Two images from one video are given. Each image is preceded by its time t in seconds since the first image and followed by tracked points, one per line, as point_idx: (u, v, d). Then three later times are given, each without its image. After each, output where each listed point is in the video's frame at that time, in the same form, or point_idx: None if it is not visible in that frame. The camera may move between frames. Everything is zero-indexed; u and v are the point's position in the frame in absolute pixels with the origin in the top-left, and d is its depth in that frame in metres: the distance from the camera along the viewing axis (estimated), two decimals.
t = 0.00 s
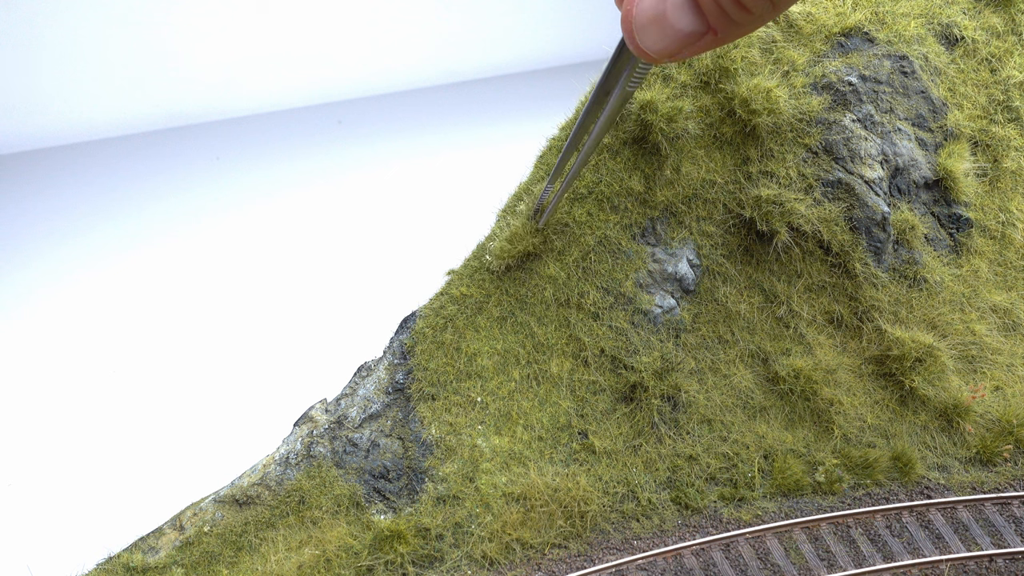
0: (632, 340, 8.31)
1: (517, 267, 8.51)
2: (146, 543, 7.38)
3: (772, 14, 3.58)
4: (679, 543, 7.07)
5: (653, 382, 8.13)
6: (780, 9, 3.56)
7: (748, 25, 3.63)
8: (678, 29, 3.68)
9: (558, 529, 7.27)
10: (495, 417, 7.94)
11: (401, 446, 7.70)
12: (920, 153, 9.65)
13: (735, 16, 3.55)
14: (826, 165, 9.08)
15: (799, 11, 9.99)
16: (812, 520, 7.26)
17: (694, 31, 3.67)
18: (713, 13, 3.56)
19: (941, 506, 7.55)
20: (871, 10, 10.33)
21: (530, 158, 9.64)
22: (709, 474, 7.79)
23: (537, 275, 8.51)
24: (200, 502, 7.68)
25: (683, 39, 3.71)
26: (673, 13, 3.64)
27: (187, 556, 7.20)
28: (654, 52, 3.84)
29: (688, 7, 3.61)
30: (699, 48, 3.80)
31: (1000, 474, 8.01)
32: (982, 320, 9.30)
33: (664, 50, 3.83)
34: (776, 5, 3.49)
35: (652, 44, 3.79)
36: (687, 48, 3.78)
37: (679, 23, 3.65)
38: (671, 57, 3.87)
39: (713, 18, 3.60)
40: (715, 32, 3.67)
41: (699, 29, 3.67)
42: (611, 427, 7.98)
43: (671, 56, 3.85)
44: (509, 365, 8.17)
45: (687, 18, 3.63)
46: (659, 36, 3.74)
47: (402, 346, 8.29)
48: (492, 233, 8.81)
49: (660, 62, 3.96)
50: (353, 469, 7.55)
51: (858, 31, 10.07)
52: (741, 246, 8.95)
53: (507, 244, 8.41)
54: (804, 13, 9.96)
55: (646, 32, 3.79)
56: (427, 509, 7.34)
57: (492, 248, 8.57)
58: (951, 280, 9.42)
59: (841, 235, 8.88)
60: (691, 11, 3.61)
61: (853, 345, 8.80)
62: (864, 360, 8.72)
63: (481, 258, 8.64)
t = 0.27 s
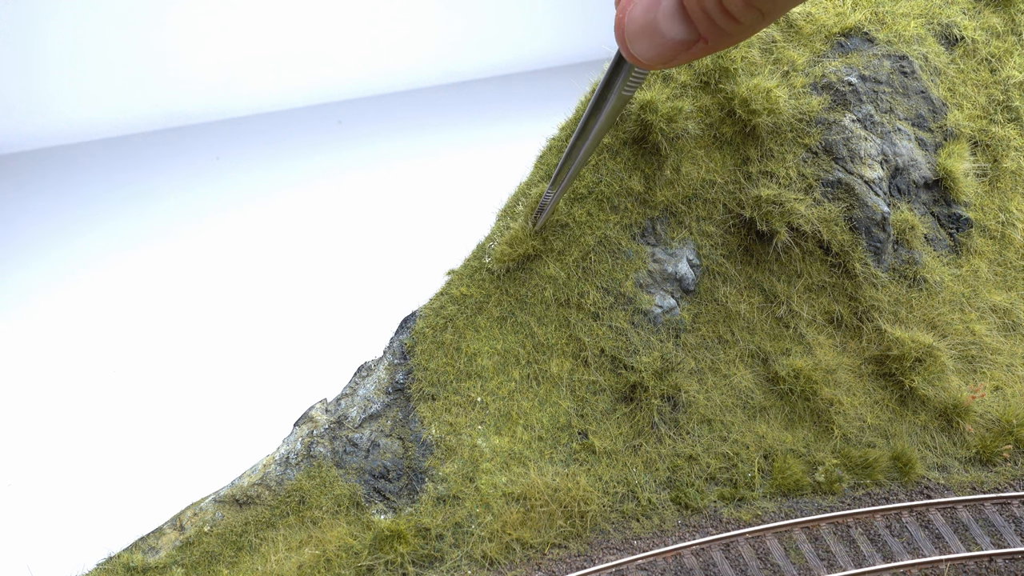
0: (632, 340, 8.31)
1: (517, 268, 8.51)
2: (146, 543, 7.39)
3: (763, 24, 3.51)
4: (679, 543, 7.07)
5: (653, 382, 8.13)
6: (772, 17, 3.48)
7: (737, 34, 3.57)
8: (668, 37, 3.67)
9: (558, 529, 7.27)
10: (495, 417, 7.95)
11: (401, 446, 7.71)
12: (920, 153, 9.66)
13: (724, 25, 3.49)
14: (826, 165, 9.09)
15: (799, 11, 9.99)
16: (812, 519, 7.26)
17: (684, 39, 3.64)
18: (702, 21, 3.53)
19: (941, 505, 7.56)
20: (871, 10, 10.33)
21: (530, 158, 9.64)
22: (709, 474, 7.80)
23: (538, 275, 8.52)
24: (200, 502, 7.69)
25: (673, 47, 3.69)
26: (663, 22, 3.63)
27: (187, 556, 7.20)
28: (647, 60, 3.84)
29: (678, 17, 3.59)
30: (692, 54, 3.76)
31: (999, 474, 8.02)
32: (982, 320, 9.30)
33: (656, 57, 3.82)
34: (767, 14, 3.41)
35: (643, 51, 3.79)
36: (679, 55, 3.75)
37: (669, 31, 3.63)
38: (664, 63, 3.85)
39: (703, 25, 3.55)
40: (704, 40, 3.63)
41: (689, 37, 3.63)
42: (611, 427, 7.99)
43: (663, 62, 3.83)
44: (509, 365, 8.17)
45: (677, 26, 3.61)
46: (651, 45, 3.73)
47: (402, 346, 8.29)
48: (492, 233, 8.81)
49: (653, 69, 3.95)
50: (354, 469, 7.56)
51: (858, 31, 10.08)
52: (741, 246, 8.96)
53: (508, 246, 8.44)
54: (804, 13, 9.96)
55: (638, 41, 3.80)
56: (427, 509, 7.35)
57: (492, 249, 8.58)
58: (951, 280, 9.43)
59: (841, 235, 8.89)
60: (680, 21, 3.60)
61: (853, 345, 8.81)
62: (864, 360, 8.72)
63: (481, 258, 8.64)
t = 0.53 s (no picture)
0: (632, 340, 8.32)
1: (517, 268, 8.51)
2: (146, 543, 7.38)
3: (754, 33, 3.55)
4: (679, 543, 7.07)
5: (653, 382, 8.14)
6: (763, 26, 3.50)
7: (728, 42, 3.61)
8: (659, 48, 3.72)
9: (558, 529, 7.27)
10: (496, 417, 7.95)
11: (402, 446, 7.71)
12: (920, 153, 9.66)
13: (714, 37, 3.55)
14: (825, 165, 9.09)
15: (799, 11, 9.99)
16: (812, 519, 7.27)
17: (677, 51, 3.69)
18: (691, 33, 3.57)
19: (941, 505, 7.56)
20: (871, 10, 10.34)
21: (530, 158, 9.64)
22: (709, 474, 7.80)
23: (538, 275, 8.52)
24: (200, 502, 7.69)
25: (665, 58, 3.74)
26: (654, 35, 3.70)
27: (187, 556, 7.20)
28: (643, 70, 3.93)
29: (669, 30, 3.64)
30: (686, 63, 3.78)
31: (999, 474, 8.02)
32: (982, 320, 9.30)
33: (650, 65, 3.88)
34: (756, 24, 3.46)
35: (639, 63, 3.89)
36: (673, 65, 3.81)
37: (661, 43, 3.69)
38: (658, 70, 3.90)
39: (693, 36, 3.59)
40: (697, 51, 3.67)
41: (682, 48, 3.66)
42: (611, 427, 7.99)
43: (657, 70, 3.88)
44: (509, 365, 8.18)
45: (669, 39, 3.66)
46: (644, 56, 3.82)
47: (402, 346, 8.29)
48: (492, 233, 8.82)
49: (648, 76, 4.00)
50: (354, 469, 7.56)
51: (858, 31, 10.08)
52: (741, 246, 8.96)
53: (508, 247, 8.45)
54: (804, 13, 9.97)
55: (632, 52, 3.88)
56: (427, 509, 7.35)
57: (492, 249, 8.59)
58: (951, 280, 9.43)
59: (841, 235, 8.89)
60: (671, 33, 3.64)
61: (853, 345, 8.81)
62: (864, 359, 8.73)
63: (481, 257, 8.65)
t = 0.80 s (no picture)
0: (632, 340, 8.31)
1: (517, 268, 8.50)
2: (146, 543, 7.38)
3: (799, 25, 3.49)
4: (679, 543, 7.07)
5: (654, 382, 8.13)
6: (806, 18, 3.47)
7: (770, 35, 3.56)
8: (699, 37, 3.59)
9: (558, 529, 7.27)
10: (495, 417, 7.94)
11: (401, 446, 7.70)
12: (920, 153, 9.65)
13: (758, 27, 3.49)
14: (826, 165, 9.08)
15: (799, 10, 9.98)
16: (812, 520, 7.26)
17: (718, 40, 3.60)
18: (735, 21, 3.50)
19: (941, 505, 7.55)
20: (871, 10, 10.33)
21: (530, 158, 9.65)
22: (709, 474, 7.79)
23: (537, 275, 8.51)
24: (200, 502, 7.68)
25: (705, 47, 3.61)
26: (695, 22, 3.56)
27: (187, 556, 7.20)
28: (679, 61, 3.75)
29: (710, 18, 3.54)
30: (722, 55, 3.74)
31: (1000, 474, 8.01)
32: (982, 320, 9.30)
33: (686, 57, 3.72)
34: (799, 16, 3.41)
35: (675, 50, 3.67)
36: (710, 57, 3.73)
37: (700, 31, 3.56)
38: (694, 64, 3.79)
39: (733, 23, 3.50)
40: (736, 41, 3.62)
41: (722, 36, 3.59)
42: (611, 427, 7.98)
43: (694, 63, 3.77)
44: (509, 365, 8.17)
45: (708, 27, 3.55)
46: (682, 45, 3.64)
47: (402, 346, 8.28)
48: (491, 233, 8.82)
49: (683, 69, 3.88)
50: (353, 469, 7.55)
51: (858, 31, 10.08)
52: (741, 246, 8.96)
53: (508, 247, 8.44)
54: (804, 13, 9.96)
55: (668, 40, 3.70)
56: (427, 509, 7.34)
57: (492, 249, 8.59)
58: (951, 280, 9.43)
59: (841, 235, 8.88)
60: (713, 21, 3.55)
61: (853, 345, 8.80)
62: (864, 359, 8.72)
63: (481, 257, 8.64)
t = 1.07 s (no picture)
0: (632, 340, 8.31)
1: (517, 268, 8.52)
2: (146, 543, 7.38)
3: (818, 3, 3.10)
4: (679, 543, 7.07)
5: (654, 382, 8.13)
6: None
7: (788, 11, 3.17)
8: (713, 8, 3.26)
9: (558, 529, 7.27)
10: (495, 417, 7.95)
11: (402, 446, 7.70)
12: (920, 153, 9.65)
13: None
14: (826, 165, 9.09)
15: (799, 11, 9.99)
16: (812, 520, 7.26)
17: (730, 15, 3.27)
18: None
19: (941, 505, 7.56)
20: (871, 10, 10.33)
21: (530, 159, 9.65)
22: (709, 474, 7.79)
23: (537, 275, 8.52)
24: (200, 502, 7.68)
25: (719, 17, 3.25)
26: None
27: (187, 556, 7.20)
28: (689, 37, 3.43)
29: None
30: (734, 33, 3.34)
31: (999, 474, 8.02)
32: (982, 320, 9.30)
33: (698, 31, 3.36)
34: None
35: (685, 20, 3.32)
36: (720, 34, 3.37)
37: None
38: (703, 43, 3.45)
39: None
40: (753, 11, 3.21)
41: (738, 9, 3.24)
42: (611, 427, 7.98)
43: (704, 40, 3.40)
44: (509, 365, 8.17)
45: None
46: (695, 20, 3.32)
47: (402, 346, 8.29)
48: (491, 233, 8.82)
49: (694, 48, 3.51)
50: (354, 469, 7.55)
51: (858, 31, 10.08)
52: (741, 246, 8.96)
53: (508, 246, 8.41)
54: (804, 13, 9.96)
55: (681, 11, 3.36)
56: (427, 509, 7.34)
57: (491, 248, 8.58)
58: (951, 280, 9.43)
59: (841, 235, 8.88)
60: None
61: (853, 345, 8.81)
62: (864, 359, 8.72)
63: (482, 257, 8.65)
